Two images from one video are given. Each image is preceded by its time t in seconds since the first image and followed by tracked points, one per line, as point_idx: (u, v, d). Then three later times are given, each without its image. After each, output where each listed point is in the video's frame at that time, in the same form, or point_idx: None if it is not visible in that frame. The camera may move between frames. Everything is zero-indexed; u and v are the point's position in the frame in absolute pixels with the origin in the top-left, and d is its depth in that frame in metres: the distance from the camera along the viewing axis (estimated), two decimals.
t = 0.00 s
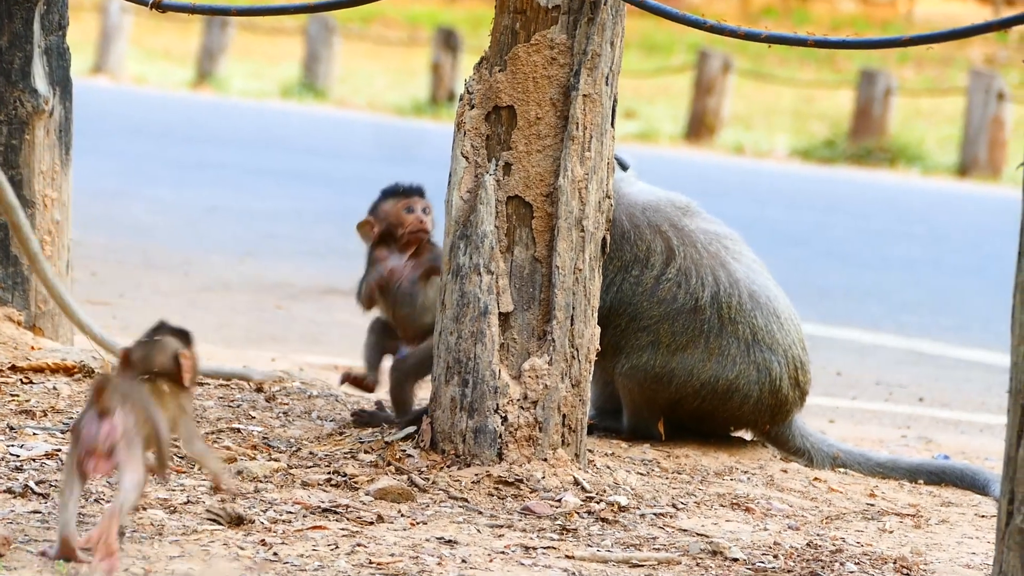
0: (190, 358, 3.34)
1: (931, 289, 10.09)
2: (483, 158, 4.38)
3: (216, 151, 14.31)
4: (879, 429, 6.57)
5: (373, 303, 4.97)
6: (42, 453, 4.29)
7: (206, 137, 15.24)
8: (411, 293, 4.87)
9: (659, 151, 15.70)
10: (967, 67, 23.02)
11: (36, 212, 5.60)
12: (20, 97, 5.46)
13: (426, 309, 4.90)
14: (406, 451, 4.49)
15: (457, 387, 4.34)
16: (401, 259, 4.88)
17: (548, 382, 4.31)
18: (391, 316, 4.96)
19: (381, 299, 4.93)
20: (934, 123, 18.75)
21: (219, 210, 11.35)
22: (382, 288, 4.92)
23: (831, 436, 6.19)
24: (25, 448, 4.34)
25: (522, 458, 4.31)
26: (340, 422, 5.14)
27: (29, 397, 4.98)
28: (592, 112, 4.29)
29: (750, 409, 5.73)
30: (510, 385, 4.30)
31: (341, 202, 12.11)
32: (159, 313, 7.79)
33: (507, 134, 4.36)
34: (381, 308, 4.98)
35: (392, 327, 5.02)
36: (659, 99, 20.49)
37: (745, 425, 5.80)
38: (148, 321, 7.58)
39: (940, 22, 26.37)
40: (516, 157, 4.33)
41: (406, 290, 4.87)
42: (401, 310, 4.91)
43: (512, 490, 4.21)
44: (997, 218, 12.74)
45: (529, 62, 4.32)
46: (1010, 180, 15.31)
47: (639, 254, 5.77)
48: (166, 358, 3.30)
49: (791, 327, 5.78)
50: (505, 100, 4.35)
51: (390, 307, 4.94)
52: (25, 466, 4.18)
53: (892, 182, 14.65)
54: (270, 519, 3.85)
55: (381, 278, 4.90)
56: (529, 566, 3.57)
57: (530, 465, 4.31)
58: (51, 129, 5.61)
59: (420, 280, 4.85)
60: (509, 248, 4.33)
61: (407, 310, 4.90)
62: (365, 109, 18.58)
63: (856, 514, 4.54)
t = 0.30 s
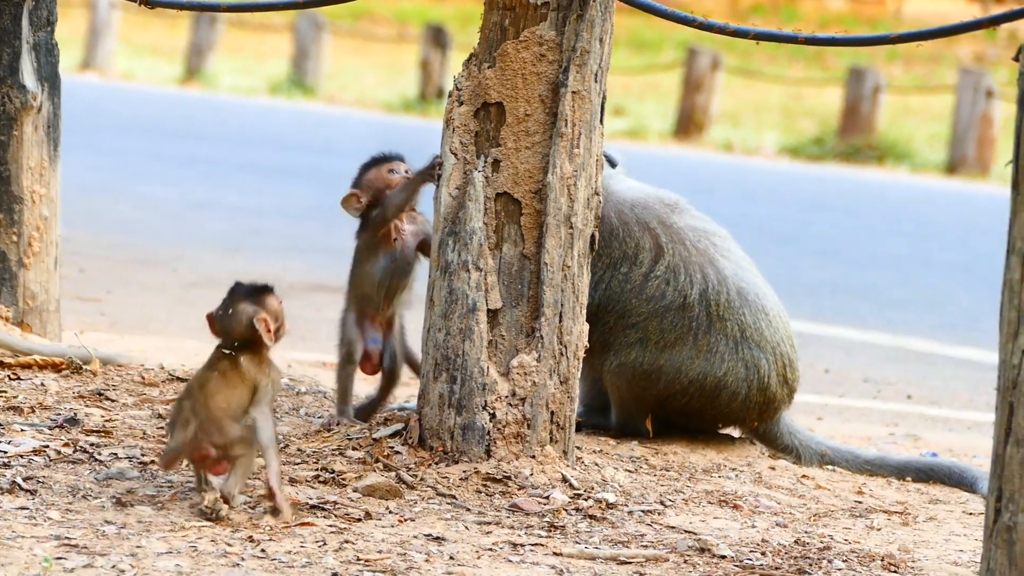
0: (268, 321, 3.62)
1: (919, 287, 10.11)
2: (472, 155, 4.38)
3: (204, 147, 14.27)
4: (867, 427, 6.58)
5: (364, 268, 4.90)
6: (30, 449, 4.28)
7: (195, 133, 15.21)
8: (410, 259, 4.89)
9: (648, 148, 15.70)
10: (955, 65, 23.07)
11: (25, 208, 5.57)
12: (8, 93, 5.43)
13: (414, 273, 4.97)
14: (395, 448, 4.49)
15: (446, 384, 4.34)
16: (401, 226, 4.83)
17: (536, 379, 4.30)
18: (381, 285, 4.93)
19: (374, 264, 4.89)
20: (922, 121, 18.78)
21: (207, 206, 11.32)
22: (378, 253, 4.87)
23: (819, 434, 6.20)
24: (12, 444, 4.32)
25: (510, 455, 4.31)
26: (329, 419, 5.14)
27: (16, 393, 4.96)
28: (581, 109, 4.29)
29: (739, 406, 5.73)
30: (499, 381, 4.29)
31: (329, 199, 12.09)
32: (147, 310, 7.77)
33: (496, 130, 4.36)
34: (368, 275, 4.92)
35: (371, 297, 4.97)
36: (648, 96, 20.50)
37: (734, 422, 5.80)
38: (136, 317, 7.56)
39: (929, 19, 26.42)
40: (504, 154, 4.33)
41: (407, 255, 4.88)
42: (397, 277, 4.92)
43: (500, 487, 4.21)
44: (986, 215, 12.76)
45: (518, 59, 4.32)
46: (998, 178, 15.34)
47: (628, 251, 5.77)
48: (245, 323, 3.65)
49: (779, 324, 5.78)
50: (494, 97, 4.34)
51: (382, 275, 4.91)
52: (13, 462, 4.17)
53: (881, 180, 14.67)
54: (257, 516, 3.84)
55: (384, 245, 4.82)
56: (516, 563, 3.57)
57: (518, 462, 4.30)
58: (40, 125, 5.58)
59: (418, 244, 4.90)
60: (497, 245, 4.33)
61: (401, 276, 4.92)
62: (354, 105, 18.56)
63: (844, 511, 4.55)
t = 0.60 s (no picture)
0: (301, 339, 4.04)
1: (908, 287, 10.12)
2: (461, 154, 4.37)
3: (193, 146, 14.23)
4: (856, 427, 6.59)
5: (370, 255, 4.80)
6: (19, 448, 4.26)
7: (184, 132, 15.17)
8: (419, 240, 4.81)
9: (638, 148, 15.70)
10: (944, 65, 23.12)
11: (14, 207, 5.54)
12: None
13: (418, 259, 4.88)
14: (384, 448, 4.47)
15: (435, 383, 4.33)
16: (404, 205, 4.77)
17: (525, 378, 4.29)
18: (388, 272, 4.82)
19: (378, 249, 4.80)
20: (911, 120, 18.82)
21: (196, 205, 11.29)
22: (386, 236, 4.78)
23: (809, 434, 6.19)
24: (1, 443, 4.30)
25: (500, 454, 4.30)
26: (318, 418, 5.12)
27: (5, 391, 4.94)
28: (570, 108, 4.27)
29: (727, 406, 5.73)
30: (487, 381, 4.28)
31: (317, 198, 12.05)
32: (136, 309, 7.75)
33: (485, 130, 4.36)
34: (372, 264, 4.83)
35: (375, 289, 4.85)
36: (637, 96, 20.51)
37: (722, 423, 5.80)
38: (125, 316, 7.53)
39: (917, 19, 26.48)
40: (494, 154, 4.32)
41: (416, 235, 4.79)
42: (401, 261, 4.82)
43: (489, 486, 4.20)
44: (974, 215, 12.78)
45: (507, 59, 4.31)
46: (987, 177, 15.36)
47: (617, 251, 5.76)
48: (281, 332, 4.03)
49: (768, 324, 5.79)
50: (484, 96, 4.34)
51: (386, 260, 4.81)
52: (1, 460, 4.15)
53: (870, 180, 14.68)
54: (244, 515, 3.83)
55: (391, 225, 4.73)
56: (505, 563, 3.56)
57: (507, 462, 4.29)
58: (29, 124, 5.56)
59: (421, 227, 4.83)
60: (486, 245, 4.33)
61: (408, 260, 4.83)
62: (343, 104, 18.53)
63: (833, 511, 4.55)
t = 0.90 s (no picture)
0: (295, 316, 3.92)
1: (903, 287, 10.14)
2: (456, 154, 4.36)
3: (189, 145, 14.22)
4: (851, 427, 6.59)
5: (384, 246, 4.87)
6: (14, 447, 4.26)
7: (179, 131, 15.16)
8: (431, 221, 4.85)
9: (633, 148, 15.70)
10: (939, 65, 23.16)
11: (9, 206, 5.54)
12: None
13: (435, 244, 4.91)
14: (379, 447, 4.47)
15: (430, 383, 4.33)
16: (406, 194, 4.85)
17: (520, 378, 4.29)
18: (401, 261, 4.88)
19: (389, 241, 4.87)
20: (907, 121, 18.83)
21: (191, 205, 11.28)
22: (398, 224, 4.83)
23: (804, 435, 6.20)
24: None
25: (494, 454, 4.30)
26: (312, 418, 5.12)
27: None
28: (565, 108, 4.28)
29: (722, 406, 5.74)
30: (483, 381, 4.28)
31: (313, 198, 12.05)
32: (131, 309, 7.74)
33: (481, 130, 4.35)
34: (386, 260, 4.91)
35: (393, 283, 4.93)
36: (633, 96, 20.52)
37: (717, 423, 5.81)
38: (121, 315, 7.53)
39: (913, 19, 26.50)
40: (489, 154, 4.32)
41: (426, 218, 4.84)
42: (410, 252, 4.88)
43: (483, 486, 4.20)
44: (969, 216, 12.79)
45: (503, 59, 4.31)
46: (982, 178, 15.39)
47: (612, 251, 5.76)
48: (273, 312, 3.93)
49: (763, 324, 5.79)
50: (479, 96, 4.33)
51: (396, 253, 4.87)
52: None
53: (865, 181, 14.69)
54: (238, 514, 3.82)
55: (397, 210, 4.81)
56: (500, 563, 3.56)
57: (503, 462, 4.29)
58: (24, 123, 5.55)
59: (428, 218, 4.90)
60: (481, 245, 4.32)
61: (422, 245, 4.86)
62: (339, 104, 18.52)
63: (828, 512, 4.55)
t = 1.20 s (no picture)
0: (279, 309, 3.86)
1: (895, 292, 10.15)
2: (449, 160, 4.37)
3: (180, 150, 14.21)
4: (843, 433, 6.60)
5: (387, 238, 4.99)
6: (6, 452, 4.25)
7: (172, 136, 15.15)
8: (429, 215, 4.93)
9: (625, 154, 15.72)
10: (931, 71, 23.21)
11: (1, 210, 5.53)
12: None
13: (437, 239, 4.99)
14: (371, 452, 4.47)
15: (422, 389, 4.33)
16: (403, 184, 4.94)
17: (513, 384, 4.29)
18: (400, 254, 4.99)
19: (390, 236, 4.99)
20: (899, 126, 18.88)
21: (183, 209, 11.27)
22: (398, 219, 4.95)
23: (796, 440, 6.20)
24: None
25: (487, 460, 4.30)
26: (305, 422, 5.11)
27: None
28: (558, 114, 4.28)
29: (715, 412, 5.74)
30: (475, 386, 4.28)
31: (306, 203, 12.04)
32: (123, 313, 7.73)
33: (474, 135, 4.35)
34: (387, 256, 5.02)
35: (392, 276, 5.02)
36: (625, 101, 20.55)
37: (710, 428, 5.80)
38: (113, 320, 7.52)
39: (905, 25, 26.57)
40: (482, 159, 4.32)
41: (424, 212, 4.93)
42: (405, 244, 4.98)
43: (476, 492, 4.19)
44: (962, 221, 12.81)
45: (495, 64, 4.31)
46: (975, 184, 15.42)
47: (605, 256, 5.77)
48: (255, 305, 3.84)
49: (755, 330, 5.79)
50: (472, 102, 4.34)
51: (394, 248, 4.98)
52: None
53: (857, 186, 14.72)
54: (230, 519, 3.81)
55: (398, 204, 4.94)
56: (493, 568, 3.56)
57: (495, 467, 4.29)
58: (17, 128, 5.54)
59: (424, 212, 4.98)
60: (474, 250, 4.32)
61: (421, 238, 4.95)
62: (331, 108, 18.52)
63: (821, 518, 4.55)
